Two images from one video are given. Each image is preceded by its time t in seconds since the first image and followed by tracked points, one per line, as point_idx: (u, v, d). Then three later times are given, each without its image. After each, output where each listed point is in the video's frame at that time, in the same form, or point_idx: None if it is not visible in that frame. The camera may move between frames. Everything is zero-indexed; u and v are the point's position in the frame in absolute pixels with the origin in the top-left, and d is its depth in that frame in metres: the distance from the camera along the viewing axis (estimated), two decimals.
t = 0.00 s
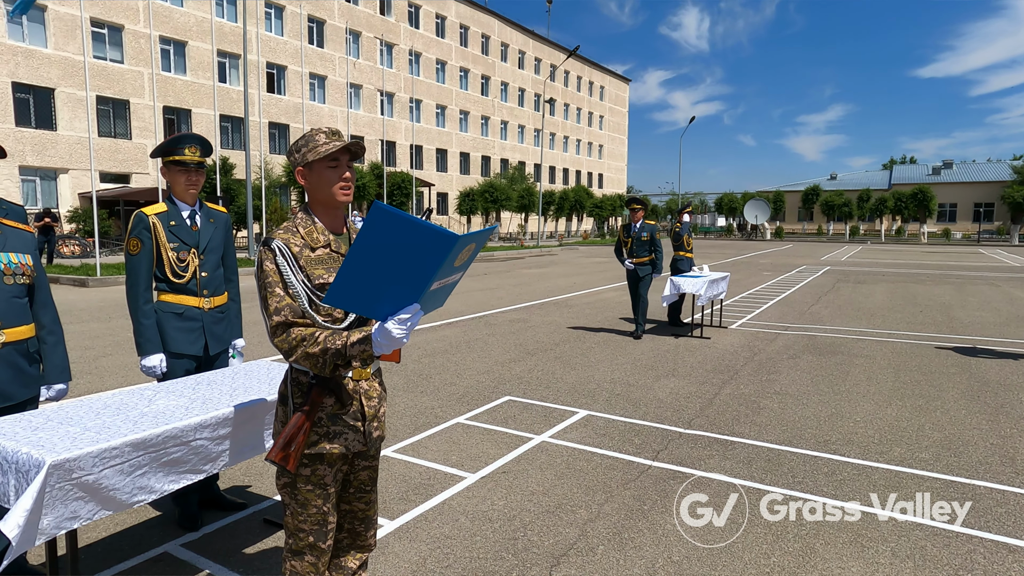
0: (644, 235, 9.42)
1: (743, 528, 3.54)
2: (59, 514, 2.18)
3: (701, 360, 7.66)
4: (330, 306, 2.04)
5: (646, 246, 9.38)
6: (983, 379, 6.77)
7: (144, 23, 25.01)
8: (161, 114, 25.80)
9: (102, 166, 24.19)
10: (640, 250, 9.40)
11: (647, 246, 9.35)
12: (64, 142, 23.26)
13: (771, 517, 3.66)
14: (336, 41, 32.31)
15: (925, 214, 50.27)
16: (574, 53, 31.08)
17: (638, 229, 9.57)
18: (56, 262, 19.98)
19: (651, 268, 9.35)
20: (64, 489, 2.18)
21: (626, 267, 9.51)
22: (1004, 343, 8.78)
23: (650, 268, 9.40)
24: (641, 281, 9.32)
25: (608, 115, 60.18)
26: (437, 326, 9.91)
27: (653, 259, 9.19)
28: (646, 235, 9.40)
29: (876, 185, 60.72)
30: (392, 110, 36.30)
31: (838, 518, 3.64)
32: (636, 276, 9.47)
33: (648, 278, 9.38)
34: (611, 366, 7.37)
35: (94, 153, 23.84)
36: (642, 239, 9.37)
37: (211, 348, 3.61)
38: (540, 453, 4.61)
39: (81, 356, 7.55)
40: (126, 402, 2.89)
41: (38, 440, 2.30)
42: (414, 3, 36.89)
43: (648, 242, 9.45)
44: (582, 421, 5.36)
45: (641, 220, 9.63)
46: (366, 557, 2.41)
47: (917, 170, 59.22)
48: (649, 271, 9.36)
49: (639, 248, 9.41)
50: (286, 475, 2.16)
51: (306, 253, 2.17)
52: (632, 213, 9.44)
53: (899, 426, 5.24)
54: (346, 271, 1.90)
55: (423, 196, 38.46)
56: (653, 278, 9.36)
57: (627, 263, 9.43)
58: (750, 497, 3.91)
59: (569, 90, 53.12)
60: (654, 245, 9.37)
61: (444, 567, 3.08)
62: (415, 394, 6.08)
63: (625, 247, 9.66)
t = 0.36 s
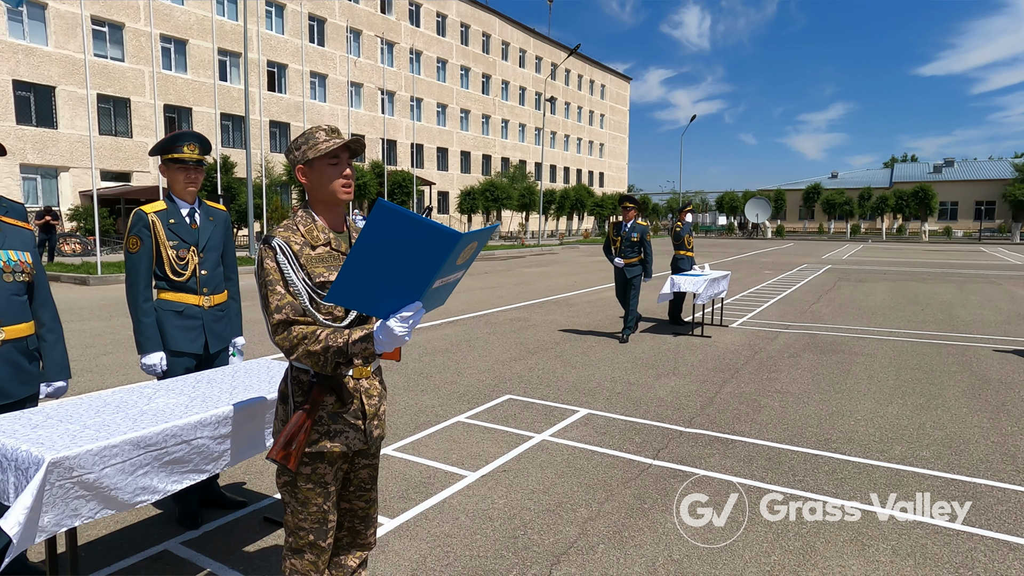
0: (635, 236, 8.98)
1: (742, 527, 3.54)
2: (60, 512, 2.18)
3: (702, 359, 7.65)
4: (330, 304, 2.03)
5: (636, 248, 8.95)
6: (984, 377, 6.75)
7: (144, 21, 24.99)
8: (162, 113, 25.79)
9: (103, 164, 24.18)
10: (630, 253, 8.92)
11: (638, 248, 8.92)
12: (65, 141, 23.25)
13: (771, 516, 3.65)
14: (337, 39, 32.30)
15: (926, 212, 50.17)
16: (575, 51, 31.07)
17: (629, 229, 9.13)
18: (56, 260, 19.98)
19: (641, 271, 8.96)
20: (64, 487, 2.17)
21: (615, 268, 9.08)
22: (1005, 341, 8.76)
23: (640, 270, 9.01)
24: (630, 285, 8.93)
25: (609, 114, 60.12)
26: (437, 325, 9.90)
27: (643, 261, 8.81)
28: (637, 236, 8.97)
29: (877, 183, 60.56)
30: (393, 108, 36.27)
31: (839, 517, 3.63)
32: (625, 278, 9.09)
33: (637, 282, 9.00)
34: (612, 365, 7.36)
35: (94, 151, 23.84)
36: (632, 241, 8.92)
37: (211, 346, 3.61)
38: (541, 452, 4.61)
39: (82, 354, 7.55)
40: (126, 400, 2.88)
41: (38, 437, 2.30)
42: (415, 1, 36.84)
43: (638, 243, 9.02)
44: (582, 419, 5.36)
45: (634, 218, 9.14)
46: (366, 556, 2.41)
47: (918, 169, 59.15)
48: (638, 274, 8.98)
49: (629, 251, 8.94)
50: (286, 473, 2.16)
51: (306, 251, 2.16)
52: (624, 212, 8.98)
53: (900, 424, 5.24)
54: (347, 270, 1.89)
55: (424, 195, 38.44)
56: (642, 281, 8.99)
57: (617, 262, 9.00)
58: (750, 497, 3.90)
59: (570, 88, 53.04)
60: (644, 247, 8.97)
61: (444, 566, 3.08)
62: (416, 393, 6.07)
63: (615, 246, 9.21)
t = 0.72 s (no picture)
0: (617, 234, 8.63)
1: (742, 526, 3.53)
2: (64, 514, 2.18)
3: (701, 358, 7.64)
4: (330, 302, 2.03)
5: (620, 246, 8.65)
6: (984, 376, 6.74)
7: (144, 19, 24.97)
8: (161, 111, 25.79)
9: (102, 162, 24.16)
10: (615, 251, 8.66)
11: (622, 246, 8.61)
12: (64, 139, 23.23)
13: (770, 516, 3.65)
14: (337, 37, 32.28)
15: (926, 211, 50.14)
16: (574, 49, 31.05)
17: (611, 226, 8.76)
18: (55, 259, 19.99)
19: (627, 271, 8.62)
20: (65, 487, 2.17)
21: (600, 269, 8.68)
22: (1005, 339, 8.76)
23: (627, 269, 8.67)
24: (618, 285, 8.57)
25: (609, 113, 60.12)
26: (437, 323, 9.89)
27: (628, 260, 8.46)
28: (620, 233, 8.61)
29: (877, 182, 60.52)
30: (393, 107, 36.25)
31: (839, 516, 3.63)
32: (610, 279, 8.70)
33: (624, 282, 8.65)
34: (611, 363, 7.36)
35: (94, 150, 23.81)
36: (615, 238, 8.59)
37: (210, 344, 3.61)
38: (540, 451, 4.61)
39: (81, 352, 7.54)
40: (125, 398, 2.88)
41: (38, 436, 2.30)
42: None
43: (622, 241, 8.69)
44: (581, 418, 5.36)
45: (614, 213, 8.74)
46: (365, 554, 2.41)
47: (918, 168, 59.15)
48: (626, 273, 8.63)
49: (614, 249, 8.67)
50: (285, 472, 2.15)
51: (305, 249, 2.16)
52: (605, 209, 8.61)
53: (900, 423, 5.23)
54: (346, 267, 1.89)
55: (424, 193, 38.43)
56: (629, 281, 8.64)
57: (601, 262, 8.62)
58: (749, 496, 3.90)
59: (569, 87, 52.99)
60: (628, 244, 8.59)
61: (443, 564, 3.08)
62: (415, 391, 6.07)
63: (598, 246, 8.89)
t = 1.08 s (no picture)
0: (595, 232, 8.42)
1: (742, 527, 3.54)
2: (63, 516, 2.18)
3: (703, 360, 7.64)
4: (330, 305, 2.03)
5: (597, 245, 8.37)
6: (985, 378, 6.74)
7: (146, 22, 25.04)
8: (164, 114, 25.85)
9: (105, 165, 24.22)
10: (591, 249, 8.38)
11: (599, 244, 8.34)
12: (66, 142, 23.29)
13: (770, 516, 3.65)
14: (338, 40, 32.35)
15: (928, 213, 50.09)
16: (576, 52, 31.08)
17: (588, 225, 8.59)
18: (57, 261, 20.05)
19: (602, 270, 8.29)
20: (66, 489, 2.17)
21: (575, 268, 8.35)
22: (1006, 342, 8.76)
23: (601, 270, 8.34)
24: (592, 285, 8.20)
25: (610, 115, 60.17)
26: (438, 325, 9.90)
27: (603, 257, 8.16)
28: (597, 232, 8.40)
29: (878, 184, 60.54)
30: (394, 109, 36.32)
31: (840, 516, 3.64)
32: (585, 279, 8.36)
33: (599, 282, 8.28)
34: (612, 365, 7.36)
35: (96, 152, 23.88)
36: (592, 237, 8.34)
37: (210, 346, 3.61)
38: (541, 452, 4.61)
39: (83, 354, 7.55)
40: (125, 400, 2.88)
41: (38, 438, 2.30)
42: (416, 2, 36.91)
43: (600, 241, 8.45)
44: (582, 420, 5.36)
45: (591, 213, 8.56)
46: (365, 557, 2.41)
47: (920, 170, 59.12)
48: (600, 273, 8.30)
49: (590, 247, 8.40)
50: (286, 474, 2.15)
51: (305, 251, 2.16)
52: (582, 208, 8.47)
53: (901, 425, 5.22)
54: (346, 269, 1.89)
55: (425, 195, 38.49)
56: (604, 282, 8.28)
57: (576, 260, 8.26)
58: (749, 496, 3.90)
59: (571, 89, 53.01)
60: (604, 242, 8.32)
61: (443, 567, 3.08)
62: (415, 393, 6.08)
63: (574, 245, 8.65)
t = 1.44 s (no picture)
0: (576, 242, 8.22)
1: (742, 527, 3.57)
2: (65, 519, 2.19)
3: (705, 363, 7.65)
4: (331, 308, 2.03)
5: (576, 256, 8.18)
6: (988, 383, 6.72)
7: (149, 27, 25.13)
8: (166, 117, 25.93)
9: (108, 168, 24.32)
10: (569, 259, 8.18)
11: (579, 255, 8.18)
12: (70, 146, 23.39)
13: (770, 516, 3.68)
14: (340, 44, 32.45)
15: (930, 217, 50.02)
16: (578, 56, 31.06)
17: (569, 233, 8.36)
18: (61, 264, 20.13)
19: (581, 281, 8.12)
20: (68, 493, 2.18)
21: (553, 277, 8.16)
22: (1010, 346, 8.74)
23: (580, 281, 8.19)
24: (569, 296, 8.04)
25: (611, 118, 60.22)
26: (440, 328, 9.91)
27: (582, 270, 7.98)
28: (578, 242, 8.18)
29: (880, 187, 60.54)
30: (396, 113, 36.42)
31: (840, 518, 3.65)
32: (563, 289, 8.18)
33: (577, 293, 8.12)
34: (614, 369, 7.36)
35: (99, 156, 23.97)
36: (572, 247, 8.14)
37: (212, 350, 3.61)
38: (542, 456, 4.60)
39: (85, 358, 7.58)
40: (128, 403, 2.89)
41: (40, 441, 2.31)
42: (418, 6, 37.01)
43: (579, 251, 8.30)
44: (584, 423, 5.36)
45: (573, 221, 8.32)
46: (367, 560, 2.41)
47: (922, 173, 59.05)
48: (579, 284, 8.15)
49: (569, 257, 8.23)
50: (288, 478, 2.16)
51: (306, 255, 2.17)
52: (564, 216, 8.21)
53: (904, 429, 5.21)
54: (348, 272, 1.89)
55: (427, 198, 38.54)
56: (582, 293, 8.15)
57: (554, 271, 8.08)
58: (750, 497, 3.93)
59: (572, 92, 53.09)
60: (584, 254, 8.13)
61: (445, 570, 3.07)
62: (417, 396, 6.08)
63: (552, 253, 8.46)
